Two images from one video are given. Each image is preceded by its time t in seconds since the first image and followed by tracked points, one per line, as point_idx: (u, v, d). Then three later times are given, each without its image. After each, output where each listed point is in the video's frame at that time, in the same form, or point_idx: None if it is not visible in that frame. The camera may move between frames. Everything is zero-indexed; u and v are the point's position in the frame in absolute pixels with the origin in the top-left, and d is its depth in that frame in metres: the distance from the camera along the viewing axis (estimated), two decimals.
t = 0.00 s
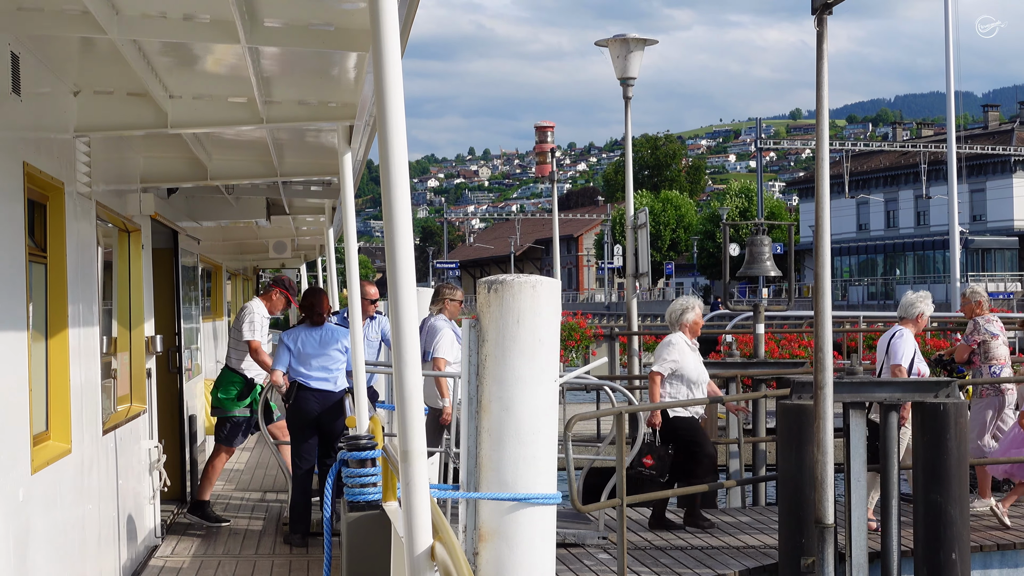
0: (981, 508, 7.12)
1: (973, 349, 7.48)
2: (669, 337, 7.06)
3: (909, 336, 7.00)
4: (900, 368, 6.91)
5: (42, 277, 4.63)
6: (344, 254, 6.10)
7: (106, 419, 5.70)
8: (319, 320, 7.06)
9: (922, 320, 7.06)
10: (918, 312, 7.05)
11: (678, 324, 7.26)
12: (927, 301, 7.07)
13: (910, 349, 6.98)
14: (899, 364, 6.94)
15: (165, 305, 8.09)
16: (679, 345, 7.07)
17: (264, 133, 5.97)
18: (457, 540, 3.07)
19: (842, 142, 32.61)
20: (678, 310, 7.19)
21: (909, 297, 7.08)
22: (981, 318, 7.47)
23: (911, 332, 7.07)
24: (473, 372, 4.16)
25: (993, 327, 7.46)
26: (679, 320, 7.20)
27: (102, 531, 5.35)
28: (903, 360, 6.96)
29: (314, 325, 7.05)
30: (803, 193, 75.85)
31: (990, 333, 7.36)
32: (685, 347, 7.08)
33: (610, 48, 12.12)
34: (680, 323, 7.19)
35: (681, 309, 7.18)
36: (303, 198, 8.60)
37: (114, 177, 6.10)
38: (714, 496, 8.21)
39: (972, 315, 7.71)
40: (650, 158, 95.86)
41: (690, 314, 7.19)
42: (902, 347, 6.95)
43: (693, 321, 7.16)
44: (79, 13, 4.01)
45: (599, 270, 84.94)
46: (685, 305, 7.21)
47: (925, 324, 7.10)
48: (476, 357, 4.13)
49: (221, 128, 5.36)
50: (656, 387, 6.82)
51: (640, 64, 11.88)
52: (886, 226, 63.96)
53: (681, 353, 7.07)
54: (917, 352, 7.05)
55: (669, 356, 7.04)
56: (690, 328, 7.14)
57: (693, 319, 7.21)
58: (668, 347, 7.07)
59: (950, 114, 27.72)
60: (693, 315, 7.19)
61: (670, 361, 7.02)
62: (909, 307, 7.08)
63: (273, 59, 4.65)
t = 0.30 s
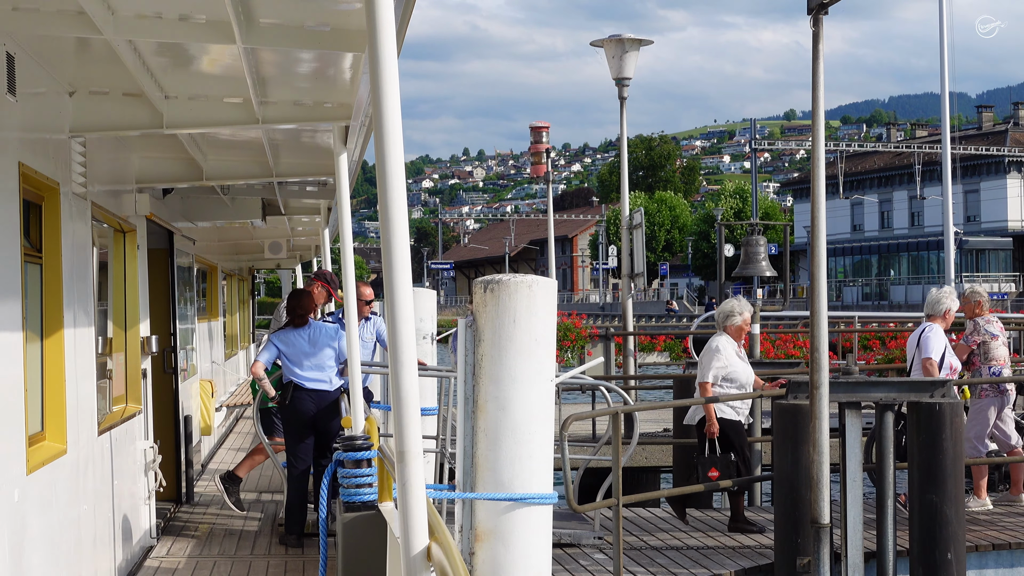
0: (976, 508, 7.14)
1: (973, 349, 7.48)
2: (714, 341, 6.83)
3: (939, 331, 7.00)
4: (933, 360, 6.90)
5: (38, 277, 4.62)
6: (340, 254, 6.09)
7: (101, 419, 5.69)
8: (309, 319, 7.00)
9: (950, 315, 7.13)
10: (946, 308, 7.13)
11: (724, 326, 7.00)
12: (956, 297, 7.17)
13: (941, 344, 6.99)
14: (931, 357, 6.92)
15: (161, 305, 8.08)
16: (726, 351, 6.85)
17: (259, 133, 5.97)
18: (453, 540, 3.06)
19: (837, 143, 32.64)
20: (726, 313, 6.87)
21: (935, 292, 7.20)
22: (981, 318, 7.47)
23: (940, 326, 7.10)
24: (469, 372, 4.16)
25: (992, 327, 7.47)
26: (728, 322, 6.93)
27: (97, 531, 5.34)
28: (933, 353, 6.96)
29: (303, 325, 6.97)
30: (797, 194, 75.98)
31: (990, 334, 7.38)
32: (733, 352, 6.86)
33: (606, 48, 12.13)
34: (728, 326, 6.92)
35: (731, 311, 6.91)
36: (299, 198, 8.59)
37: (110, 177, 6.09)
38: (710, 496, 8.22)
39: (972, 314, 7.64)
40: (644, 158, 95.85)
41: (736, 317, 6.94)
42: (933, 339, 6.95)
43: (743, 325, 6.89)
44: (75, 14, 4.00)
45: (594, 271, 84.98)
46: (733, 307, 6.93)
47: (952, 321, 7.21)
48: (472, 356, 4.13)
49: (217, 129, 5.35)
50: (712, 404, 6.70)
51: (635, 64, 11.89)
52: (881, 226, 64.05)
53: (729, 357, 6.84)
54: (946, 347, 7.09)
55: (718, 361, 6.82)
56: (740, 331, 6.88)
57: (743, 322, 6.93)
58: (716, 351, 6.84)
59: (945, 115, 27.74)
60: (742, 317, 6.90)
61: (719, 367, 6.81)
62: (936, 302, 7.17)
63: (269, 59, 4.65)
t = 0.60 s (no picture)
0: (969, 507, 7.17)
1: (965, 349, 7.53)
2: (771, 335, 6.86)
3: (977, 333, 7.02)
4: (972, 362, 6.93)
5: (30, 276, 4.61)
6: (333, 255, 6.09)
7: (94, 419, 5.68)
8: (279, 319, 6.99)
9: (987, 318, 7.19)
10: (982, 311, 7.17)
11: (778, 326, 7.02)
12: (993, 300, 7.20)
13: (978, 345, 7.01)
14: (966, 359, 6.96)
15: (154, 306, 8.06)
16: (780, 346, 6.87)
17: (253, 133, 5.97)
18: (446, 540, 3.06)
19: (831, 143, 32.65)
20: (780, 312, 6.96)
21: (973, 295, 7.21)
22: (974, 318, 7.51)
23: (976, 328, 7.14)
24: (463, 370, 4.16)
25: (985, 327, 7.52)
26: (781, 320, 6.97)
27: (90, 532, 5.33)
28: (971, 354, 6.98)
29: (272, 326, 7.00)
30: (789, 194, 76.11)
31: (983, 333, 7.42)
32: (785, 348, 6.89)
33: (599, 48, 12.13)
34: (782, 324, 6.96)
35: (785, 311, 6.96)
36: (293, 198, 8.59)
37: (102, 177, 6.07)
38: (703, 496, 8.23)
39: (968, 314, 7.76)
40: (637, 158, 95.91)
41: (790, 318, 6.98)
42: (971, 341, 6.97)
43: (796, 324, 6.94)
44: (68, 12, 4.00)
45: (587, 271, 85.05)
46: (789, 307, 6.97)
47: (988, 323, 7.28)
48: (466, 355, 4.13)
49: (209, 128, 5.34)
50: (752, 397, 6.70)
51: (629, 64, 11.90)
52: (873, 227, 64.21)
53: (784, 352, 6.86)
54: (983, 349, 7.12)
55: (772, 355, 6.83)
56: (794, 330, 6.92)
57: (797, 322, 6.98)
58: (772, 344, 6.86)
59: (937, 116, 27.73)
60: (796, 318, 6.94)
61: (773, 360, 6.82)
62: (973, 305, 7.19)
63: (262, 58, 4.64)
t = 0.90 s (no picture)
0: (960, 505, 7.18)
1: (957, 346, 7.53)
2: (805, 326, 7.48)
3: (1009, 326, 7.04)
4: (1007, 355, 6.95)
5: (21, 276, 4.59)
6: (325, 255, 6.08)
7: (84, 419, 5.66)
8: (265, 318, 7.12)
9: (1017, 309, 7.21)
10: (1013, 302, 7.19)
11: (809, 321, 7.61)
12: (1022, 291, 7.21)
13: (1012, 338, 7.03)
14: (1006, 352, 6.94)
15: (145, 306, 8.03)
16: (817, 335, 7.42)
17: (244, 132, 5.96)
18: (436, 540, 3.07)
19: (822, 143, 32.68)
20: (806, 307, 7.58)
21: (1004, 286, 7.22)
22: (965, 315, 7.52)
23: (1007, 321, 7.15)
24: (455, 369, 4.16)
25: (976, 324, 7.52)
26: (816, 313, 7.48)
27: (81, 532, 5.32)
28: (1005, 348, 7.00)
29: (258, 325, 7.10)
30: (781, 194, 76.24)
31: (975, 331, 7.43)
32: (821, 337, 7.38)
33: (591, 47, 12.14)
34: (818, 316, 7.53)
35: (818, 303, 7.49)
36: (284, 197, 8.57)
37: (93, 176, 6.05)
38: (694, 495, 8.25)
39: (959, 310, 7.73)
40: (628, 158, 95.98)
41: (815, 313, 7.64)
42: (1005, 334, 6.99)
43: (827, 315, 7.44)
44: (59, 12, 3.99)
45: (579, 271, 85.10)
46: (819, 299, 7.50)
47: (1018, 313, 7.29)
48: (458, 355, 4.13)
49: (200, 127, 5.33)
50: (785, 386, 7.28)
51: (621, 63, 11.91)
52: (864, 226, 64.39)
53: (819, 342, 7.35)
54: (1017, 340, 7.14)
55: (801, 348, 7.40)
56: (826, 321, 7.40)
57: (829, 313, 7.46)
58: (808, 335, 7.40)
59: (928, 117, 27.77)
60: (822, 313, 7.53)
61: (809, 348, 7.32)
62: (1005, 295, 7.21)
63: (252, 57, 4.64)
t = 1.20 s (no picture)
0: (948, 502, 7.22)
1: (949, 345, 7.54)
2: (844, 333, 7.05)
3: None
4: None
5: (9, 275, 4.57)
6: (314, 253, 6.06)
7: (73, 418, 5.64)
8: (253, 317, 7.06)
9: None
10: None
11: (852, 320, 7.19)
12: None
13: None
14: None
15: (133, 305, 8.00)
16: (855, 341, 7.04)
17: (234, 131, 5.94)
18: (424, 538, 3.08)
19: (811, 142, 32.78)
20: (856, 307, 7.13)
21: None
22: (956, 314, 7.54)
23: None
24: (445, 367, 4.16)
25: (968, 324, 7.53)
26: (858, 315, 7.14)
27: (69, 532, 5.30)
28: None
29: (246, 323, 7.06)
30: (770, 192, 76.43)
31: (966, 329, 7.44)
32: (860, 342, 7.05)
33: (580, 45, 12.14)
34: (852, 318, 7.15)
35: (860, 305, 7.14)
36: (273, 195, 8.55)
37: (81, 175, 6.03)
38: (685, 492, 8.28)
39: (950, 309, 7.71)
40: (617, 157, 96.04)
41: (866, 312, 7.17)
42: None
43: (865, 318, 7.11)
44: (46, 9, 3.98)
45: (568, 270, 85.15)
46: (856, 300, 7.15)
47: None
48: (448, 352, 4.13)
49: (189, 126, 5.32)
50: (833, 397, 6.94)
51: (610, 62, 11.91)
52: (853, 225, 64.59)
53: (861, 347, 7.03)
54: None
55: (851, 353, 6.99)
56: (867, 324, 7.10)
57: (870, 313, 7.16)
58: (847, 340, 7.05)
59: (917, 115, 27.87)
60: (869, 311, 7.14)
61: (852, 356, 7.00)
62: None
63: (241, 55, 4.62)
